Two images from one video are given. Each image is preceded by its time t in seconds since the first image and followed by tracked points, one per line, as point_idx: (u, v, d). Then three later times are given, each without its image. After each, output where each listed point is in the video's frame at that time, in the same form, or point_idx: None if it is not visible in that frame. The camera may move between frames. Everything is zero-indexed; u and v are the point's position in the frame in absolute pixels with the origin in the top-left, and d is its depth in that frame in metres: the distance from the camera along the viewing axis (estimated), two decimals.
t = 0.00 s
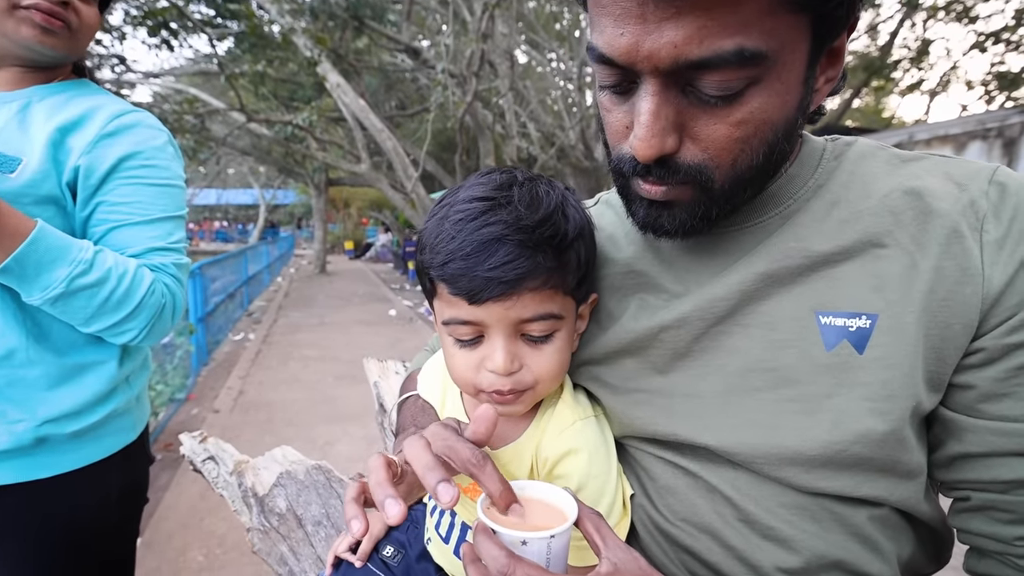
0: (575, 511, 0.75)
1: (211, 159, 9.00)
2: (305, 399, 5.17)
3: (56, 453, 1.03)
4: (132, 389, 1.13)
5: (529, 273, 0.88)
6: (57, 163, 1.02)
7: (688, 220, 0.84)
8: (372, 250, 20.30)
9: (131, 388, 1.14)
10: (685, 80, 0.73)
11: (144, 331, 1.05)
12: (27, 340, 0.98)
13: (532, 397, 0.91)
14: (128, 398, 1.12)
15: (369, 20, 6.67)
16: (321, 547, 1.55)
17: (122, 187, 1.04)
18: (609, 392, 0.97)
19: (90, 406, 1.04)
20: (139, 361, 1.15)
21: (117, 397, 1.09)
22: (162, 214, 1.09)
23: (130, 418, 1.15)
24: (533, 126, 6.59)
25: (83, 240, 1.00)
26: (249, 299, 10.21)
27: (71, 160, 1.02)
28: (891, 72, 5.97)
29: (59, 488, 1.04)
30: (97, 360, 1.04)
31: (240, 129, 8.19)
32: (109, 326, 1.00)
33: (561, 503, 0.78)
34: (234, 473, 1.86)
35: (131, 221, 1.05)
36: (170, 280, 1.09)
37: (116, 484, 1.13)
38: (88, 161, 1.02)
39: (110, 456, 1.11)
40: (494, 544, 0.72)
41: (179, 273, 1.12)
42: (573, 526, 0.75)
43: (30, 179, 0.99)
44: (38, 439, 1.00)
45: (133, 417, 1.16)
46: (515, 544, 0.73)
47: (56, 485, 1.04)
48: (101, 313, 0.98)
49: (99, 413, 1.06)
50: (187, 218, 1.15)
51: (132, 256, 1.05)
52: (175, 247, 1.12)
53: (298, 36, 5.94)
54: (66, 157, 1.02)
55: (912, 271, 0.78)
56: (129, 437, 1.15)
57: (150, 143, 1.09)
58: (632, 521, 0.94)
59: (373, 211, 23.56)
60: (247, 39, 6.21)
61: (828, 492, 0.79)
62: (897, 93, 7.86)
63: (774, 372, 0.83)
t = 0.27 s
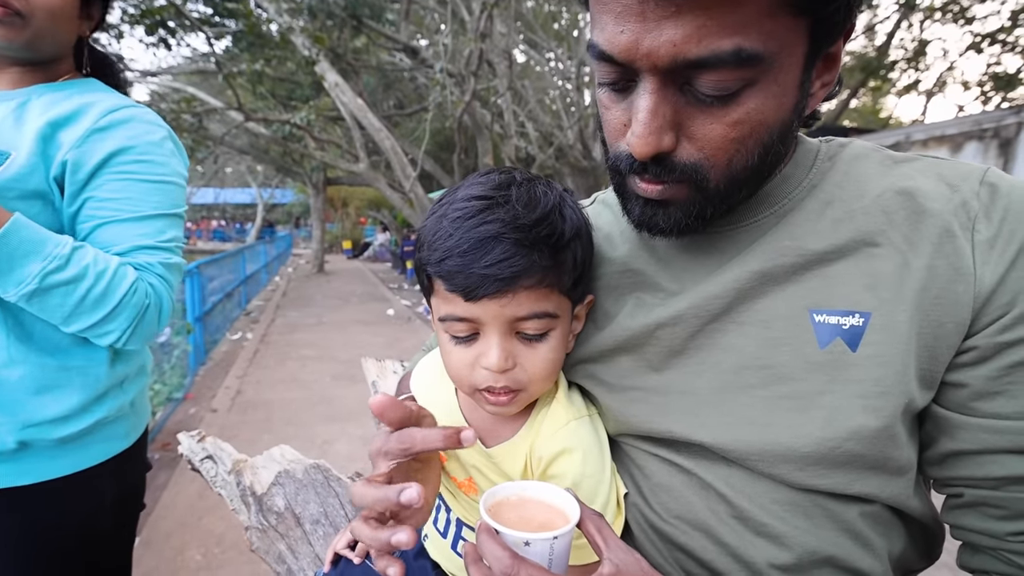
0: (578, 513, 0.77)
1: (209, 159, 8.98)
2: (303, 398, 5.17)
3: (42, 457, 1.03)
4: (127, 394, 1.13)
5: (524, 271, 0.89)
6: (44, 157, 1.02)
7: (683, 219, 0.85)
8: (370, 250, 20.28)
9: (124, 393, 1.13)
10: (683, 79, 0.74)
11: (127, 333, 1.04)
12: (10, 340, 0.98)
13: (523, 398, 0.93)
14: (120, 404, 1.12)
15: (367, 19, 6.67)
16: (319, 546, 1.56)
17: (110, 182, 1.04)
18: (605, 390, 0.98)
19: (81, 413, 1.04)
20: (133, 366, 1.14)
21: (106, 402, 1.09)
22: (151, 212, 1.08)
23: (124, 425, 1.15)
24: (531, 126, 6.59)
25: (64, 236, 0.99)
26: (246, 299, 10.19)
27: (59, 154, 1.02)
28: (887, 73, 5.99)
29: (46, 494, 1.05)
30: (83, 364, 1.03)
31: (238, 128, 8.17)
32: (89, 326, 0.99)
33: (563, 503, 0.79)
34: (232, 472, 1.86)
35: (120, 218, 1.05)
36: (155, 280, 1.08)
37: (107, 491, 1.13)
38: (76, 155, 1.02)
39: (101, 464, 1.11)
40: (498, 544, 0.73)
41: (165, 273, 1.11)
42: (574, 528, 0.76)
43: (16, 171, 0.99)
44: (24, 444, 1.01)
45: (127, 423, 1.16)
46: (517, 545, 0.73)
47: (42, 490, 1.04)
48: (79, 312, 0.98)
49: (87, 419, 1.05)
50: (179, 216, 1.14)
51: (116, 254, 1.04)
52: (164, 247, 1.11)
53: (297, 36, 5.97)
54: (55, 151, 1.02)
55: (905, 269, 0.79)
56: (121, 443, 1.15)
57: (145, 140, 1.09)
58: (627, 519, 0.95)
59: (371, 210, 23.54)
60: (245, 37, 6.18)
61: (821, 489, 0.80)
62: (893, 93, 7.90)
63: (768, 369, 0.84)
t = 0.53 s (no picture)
0: (577, 510, 0.78)
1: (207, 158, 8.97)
2: (301, 397, 5.18)
3: (12, 459, 0.99)
4: (112, 404, 1.08)
5: (508, 249, 0.90)
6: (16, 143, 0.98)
7: (669, 220, 0.87)
8: (369, 250, 20.27)
9: (108, 404, 1.08)
10: (666, 85, 0.76)
11: (73, 327, 0.94)
12: None
13: (507, 392, 0.92)
14: (102, 414, 1.07)
15: (366, 19, 6.75)
16: (315, 543, 1.57)
17: (75, 167, 0.97)
18: (597, 388, 1.00)
19: (54, 417, 0.99)
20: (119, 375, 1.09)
21: (84, 411, 1.03)
22: (117, 198, 1.00)
23: (109, 435, 1.10)
24: (529, 126, 6.61)
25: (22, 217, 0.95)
26: (244, 298, 10.18)
27: (31, 139, 0.97)
28: (885, 74, 6.01)
29: (21, 500, 1.02)
30: (57, 367, 0.99)
31: (236, 127, 8.16)
32: (32, 313, 0.92)
33: (560, 499, 0.80)
34: (229, 470, 1.87)
35: (82, 203, 0.98)
36: (110, 275, 0.98)
37: (89, 502, 1.09)
38: (44, 139, 0.97)
39: (78, 474, 1.06)
40: (498, 541, 0.73)
41: (128, 268, 1.00)
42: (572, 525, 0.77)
43: None
44: None
45: (114, 434, 1.12)
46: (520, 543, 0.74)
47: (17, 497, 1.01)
48: (19, 295, 0.91)
49: (61, 428, 1.01)
50: (153, 206, 1.05)
51: (72, 242, 0.96)
52: (127, 240, 1.01)
53: (295, 35, 5.90)
54: (27, 134, 0.98)
55: (887, 269, 0.81)
56: (106, 456, 1.10)
57: (126, 124, 1.04)
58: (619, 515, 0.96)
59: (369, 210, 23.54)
60: (244, 37, 6.18)
61: (806, 485, 0.82)
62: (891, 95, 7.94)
63: (756, 367, 0.86)
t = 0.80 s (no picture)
0: (563, 504, 0.81)
1: (208, 155, 8.99)
2: (303, 394, 5.23)
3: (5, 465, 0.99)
4: (106, 407, 1.09)
5: (485, 252, 0.93)
6: None
7: (653, 222, 0.89)
8: (370, 247, 20.29)
9: (103, 408, 1.08)
10: (645, 92, 0.78)
11: None
12: None
13: (482, 395, 0.94)
14: (94, 418, 1.07)
15: (365, 15, 6.87)
16: (315, 537, 1.61)
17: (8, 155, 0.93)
18: (585, 386, 1.02)
19: (42, 420, 1.00)
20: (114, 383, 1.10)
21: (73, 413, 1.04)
22: (37, 188, 0.93)
23: (105, 442, 1.09)
24: (530, 123, 6.61)
25: None
26: (246, 295, 10.22)
27: None
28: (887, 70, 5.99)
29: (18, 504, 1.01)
30: (42, 368, 1.01)
31: (237, 125, 8.17)
32: None
33: (547, 493, 0.84)
34: (230, 465, 1.91)
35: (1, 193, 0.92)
36: (21, 273, 0.91)
37: (87, 510, 1.10)
38: None
39: (74, 479, 1.06)
40: (486, 534, 0.76)
41: (39, 268, 0.91)
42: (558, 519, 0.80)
43: None
44: None
45: (113, 442, 1.11)
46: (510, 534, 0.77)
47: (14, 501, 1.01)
48: None
49: (51, 432, 1.01)
50: (82, 196, 0.96)
51: None
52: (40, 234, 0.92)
53: (295, 33, 5.88)
54: None
55: (863, 270, 0.83)
56: (103, 463, 1.10)
57: (64, 108, 0.97)
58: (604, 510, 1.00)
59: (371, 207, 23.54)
60: (244, 35, 6.19)
61: (784, 479, 0.85)
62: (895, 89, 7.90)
63: (737, 364, 0.88)
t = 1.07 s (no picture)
0: (556, 503, 0.81)
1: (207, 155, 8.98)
2: (302, 394, 5.22)
3: None
4: (72, 422, 1.04)
5: (477, 271, 0.92)
6: None
7: (644, 220, 0.89)
8: (370, 247, 20.28)
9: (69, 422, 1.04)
10: (635, 89, 0.78)
11: None
12: None
13: (466, 408, 0.94)
14: (57, 433, 1.02)
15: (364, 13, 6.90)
16: (310, 537, 1.61)
17: None
18: (576, 384, 1.02)
19: (2, 434, 0.97)
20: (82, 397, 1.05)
21: (32, 428, 1.00)
22: None
23: (73, 457, 1.04)
24: (529, 122, 6.60)
25: None
26: (245, 296, 10.21)
27: None
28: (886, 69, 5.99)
29: None
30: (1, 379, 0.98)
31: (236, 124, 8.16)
32: None
33: (539, 492, 0.84)
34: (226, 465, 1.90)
35: None
36: None
37: (61, 524, 1.06)
38: None
39: (38, 496, 1.02)
40: (477, 534, 0.75)
41: None
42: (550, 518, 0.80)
43: None
44: None
45: (83, 458, 1.06)
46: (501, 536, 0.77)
47: None
48: None
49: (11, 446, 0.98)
50: None
51: None
52: None
53: (293, 31, 5.87)
54: None
55: (849, 267, 0.83)
56: (73, 479, 1.05)
57: None
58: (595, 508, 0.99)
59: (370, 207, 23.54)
60: (242, 33, 6.18)
61: (775, 475, 0.84)
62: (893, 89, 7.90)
63: (726, 361, 0.88)
